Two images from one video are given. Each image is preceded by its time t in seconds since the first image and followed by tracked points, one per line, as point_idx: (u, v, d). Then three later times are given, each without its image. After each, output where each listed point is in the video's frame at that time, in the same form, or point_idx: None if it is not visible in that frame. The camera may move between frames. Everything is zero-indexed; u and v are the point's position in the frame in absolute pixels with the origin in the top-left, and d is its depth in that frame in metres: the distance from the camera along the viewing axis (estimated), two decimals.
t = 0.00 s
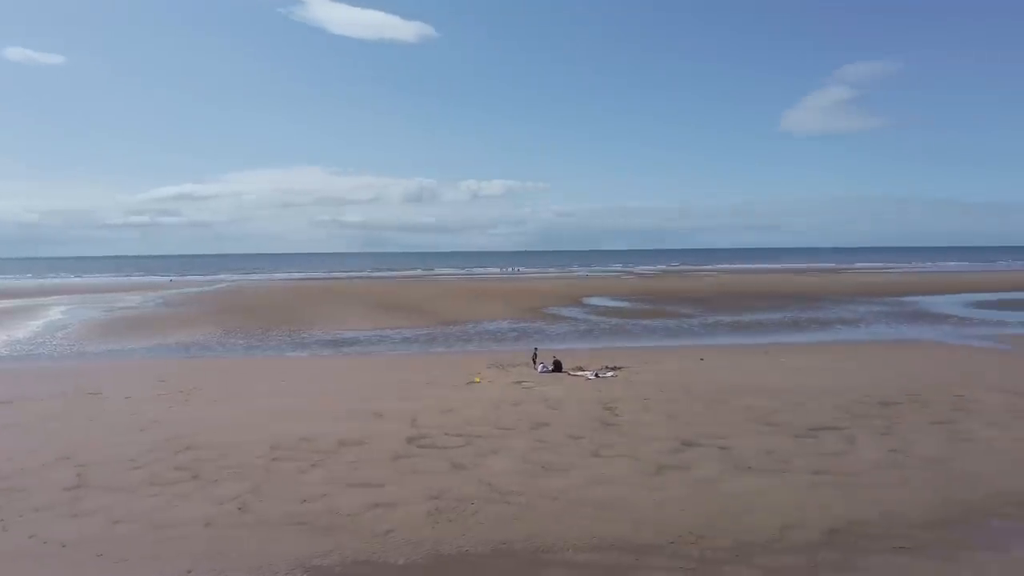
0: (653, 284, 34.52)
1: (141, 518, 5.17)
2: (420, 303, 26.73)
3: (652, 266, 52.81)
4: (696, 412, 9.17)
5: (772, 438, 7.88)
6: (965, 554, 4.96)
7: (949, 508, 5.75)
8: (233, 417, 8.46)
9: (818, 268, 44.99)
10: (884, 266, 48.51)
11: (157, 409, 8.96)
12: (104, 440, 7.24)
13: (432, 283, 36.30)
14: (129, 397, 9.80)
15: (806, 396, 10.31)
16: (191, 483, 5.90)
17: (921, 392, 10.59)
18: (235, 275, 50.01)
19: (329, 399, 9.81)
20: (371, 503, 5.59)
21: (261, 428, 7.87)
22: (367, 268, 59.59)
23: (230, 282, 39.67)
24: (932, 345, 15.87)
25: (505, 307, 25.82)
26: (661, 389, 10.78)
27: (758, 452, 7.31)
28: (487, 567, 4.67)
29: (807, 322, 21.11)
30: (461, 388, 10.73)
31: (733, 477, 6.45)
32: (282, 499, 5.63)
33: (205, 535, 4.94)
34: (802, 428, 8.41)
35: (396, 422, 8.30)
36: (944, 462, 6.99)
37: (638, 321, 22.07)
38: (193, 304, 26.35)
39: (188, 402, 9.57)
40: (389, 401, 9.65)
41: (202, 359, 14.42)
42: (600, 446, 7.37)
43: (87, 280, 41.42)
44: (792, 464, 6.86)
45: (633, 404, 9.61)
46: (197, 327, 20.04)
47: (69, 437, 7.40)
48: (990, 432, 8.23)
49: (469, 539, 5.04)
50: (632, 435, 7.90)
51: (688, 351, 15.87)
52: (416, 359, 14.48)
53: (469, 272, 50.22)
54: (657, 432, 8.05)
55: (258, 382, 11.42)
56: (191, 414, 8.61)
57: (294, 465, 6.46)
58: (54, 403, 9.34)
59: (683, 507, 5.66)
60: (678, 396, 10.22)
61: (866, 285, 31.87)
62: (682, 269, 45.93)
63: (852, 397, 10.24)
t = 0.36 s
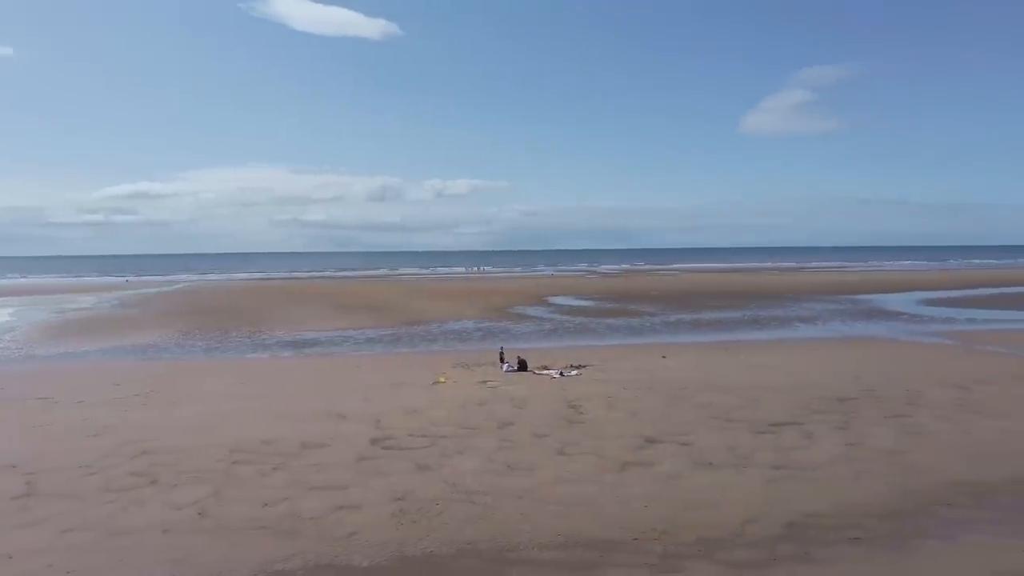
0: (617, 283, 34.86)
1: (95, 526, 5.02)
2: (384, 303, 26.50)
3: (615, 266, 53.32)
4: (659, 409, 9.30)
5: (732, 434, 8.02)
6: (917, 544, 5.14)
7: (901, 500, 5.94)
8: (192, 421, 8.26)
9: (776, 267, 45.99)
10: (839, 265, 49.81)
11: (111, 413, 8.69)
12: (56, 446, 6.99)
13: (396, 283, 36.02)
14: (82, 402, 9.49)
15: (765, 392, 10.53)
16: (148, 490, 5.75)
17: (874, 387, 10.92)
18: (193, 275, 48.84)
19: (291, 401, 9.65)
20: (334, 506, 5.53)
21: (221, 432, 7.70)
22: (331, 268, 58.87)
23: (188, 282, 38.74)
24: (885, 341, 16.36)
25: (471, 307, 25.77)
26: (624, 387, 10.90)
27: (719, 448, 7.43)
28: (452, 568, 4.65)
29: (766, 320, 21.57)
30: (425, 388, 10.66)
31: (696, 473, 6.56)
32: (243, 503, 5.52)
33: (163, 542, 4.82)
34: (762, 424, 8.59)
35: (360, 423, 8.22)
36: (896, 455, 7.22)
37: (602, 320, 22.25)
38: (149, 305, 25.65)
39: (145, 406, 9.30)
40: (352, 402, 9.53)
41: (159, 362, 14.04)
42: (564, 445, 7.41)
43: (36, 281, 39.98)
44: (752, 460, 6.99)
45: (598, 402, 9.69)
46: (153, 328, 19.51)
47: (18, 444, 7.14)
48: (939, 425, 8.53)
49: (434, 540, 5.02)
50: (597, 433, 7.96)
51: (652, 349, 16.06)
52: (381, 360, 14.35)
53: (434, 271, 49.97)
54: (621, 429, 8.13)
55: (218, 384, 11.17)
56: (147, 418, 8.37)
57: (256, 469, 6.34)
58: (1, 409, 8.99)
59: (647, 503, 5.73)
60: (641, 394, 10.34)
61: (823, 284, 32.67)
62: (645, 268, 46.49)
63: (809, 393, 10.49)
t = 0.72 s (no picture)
0: (578, 283, 35.01)
1: (39, 538, 4.79)
2: (344, 304, 26.08)
3: (577, 266, 53.59)
4: (620, 407, 9.34)
5: (690, 431, 8.11)
6: (869, 535, 5.26)
7: (853, 494, 6.09)
8: (143, 427, 7.97)
9: (733, 267, 46.87)
10: (794, 265, 51.00)
11: (56, 420, 8.33)
12: None
13: (356, 283, 35.51)
14: (24, 409, 9.06)
15: (722, 390, 10.68)
16: (97, 499, 5.52)
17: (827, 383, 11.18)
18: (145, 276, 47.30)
19: (248, 405, 9.40)
20: (292, 511, 5.39)
21: (174, 437, 7.45)
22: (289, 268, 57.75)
23: (139, 284, 37.46)
24: (837, 339, 16.77)
25: (432, 308, 25.55)
26: (585, 386, 10.92)
27: (678, 445, 7.51)
28: (413, 571, 4.58)
29: (723, 318, 21.93)
30: (385, 390, 10.51)
31: (656, 470, 6.60)
32: (197, 510, 5.35)
33: (112, 553, 4.63)
34: (719, 420, 8.70)
35: (320, 427, 8.05)
36: (848, 450, 7.40)
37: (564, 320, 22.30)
38: (98, 307, 24.72)
39: (92, 412, 8.94)
40: (311, 405, 9.34)
41: (108, 366, 13.52)
42: (525, 444, 7.38)
43: None
44: (710, 456, 7.08)
45: (559, 401, 9.69)
46: (102, 332, 18.79)
47: None
48: (888, 420, 8.77)
49: (395, 543, 4.94)
50: (557, 432, 7.95)
51: (612, 348, 16.14)
52: (340, 362, 14.09)
53: (395, 271, 49.42)
54: (582, 428, 8.15)
55: (170, 389, 10.81)
56: (95, 425, 8.05)
57: (211, 475, 6.15)
58: None
59: (609, 501, 5.74)
60: (602, 392, 10.37)
61: (778, 283, 33.36)
62: (606, 268, 46.86)
63: (764, 390, 10.68)
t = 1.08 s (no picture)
0: (531, 284, 35.07)
1: None
2: (294, 306, 25.47)
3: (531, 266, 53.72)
4: (573, 407, 9.37)
5: (642, 429, 8.19)
6: (814, 528, 5.42)
7: (799, 489, 6.27)
8: (79, 436, 7.59)
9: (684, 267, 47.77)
10: (742, 265, 52.28)
11: None
12: None
13: (306, 285, 34.74)
14: None
15: (673, 388, 10.83)
16: (28, 513, 5.23)
17: (772, 380, 11.48)
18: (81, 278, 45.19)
19: (191, 410, 9.06)
20: (238, 519, 5.21)
21: (113, 445, 7.12)
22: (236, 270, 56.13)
23: (74, 287, 35.76)
24: (783, 337, 17.24)
25: (384, 309, 25.16)
26: (538, 386, 10.93)
27: (629, 443, 7.57)
28: None
29: (674, 317, 22.28)
30: (336, 394, 10.28)
31: (609, 469, 6.64)
32: (137, 522, 5.13)
33: (46, 569, 4.39)
34: (670, 418, 8.83)
35: (267, 431, 7.83)
36: (793, 445, 7.59)
37: (517, 320, 22.29)
38: (29, 311, 23.47)
39: (23, 421, 8.46)
40: (258, 410, 9.06)
41: (40, 373, 12.84)
42: (478, 446, 7.33)
43: None
44: (661, 454, 7.16)
45: (512, 401, 9.66)
46: (34, 337, 17.85)
47: None
48: (832, 415, 9.05)
49: (346, 548, 4.83)
50: (511, 433, 7.93)
51: (565, 348, 16.21)
52: (289, 366, 13.73)
53: (346, 273, 48.57)
54: (536, 428, 8.14)
55: (108, 396, 10.33)
56: (26, 435, 7.62)
57: (153, 484, 5.90)
58: None
59: (563, 501, 5.75)
60: (555, 392, 10.40)
61: (726, 282, 34.12)
62: (560, 268, 47.12)
63: (713, 387, 10.87)
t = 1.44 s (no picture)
0: (473, 286, 35.04)
1: None
2: (228, 310, 24.66)
3: (472, 268, 53.69)
4: (513, 408, 9.41)
5: (581, 430, 8.31)
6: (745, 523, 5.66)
7: (731, 485, 6.52)
8: None
9: (622, 269, 48.70)
10: (678, 267, 53.71)
11: None
12: None
13: (241, 288, 33.69)
14: None
15: (611, 387, 11.03)
16: None
17: (706, 379, 11.84)
18: None
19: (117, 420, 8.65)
20: (168, 534, 5.06)
21: (31, 460, 6.75)
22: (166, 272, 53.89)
23: None
24: (716, 336, 17.82)
25: (322, 312, 24.65)
26: (479, 388, 10.93)
27: (568, 445, 7.67)
28: None
29: (613, 318, 22.68)
30: (272, 401, 10.01)
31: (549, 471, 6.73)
32: (58, 541, 4.89)
33: None
34: (609, 417, 8.99)
35: (199, 440, 7.56)
36: (723, 442, 7.87)
37: (459, 323, 22.23)
38: None
39: None
40: (189, 418, 8.74)
41: None
42: (419, 450, 7.28)
43: None
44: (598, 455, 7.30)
45: (453, 404, 9.64)
46: None
47: None
48: (762, 411, 9.42)
49: (282, 560, 4.73)
50: (451, 436, 7.90)
51: (507, 350, 16.27)
52: (222, 372, 13.29)
53: (283, 275, 47.34)
54: (477, 431, 8.15)
55: (23, 407, 9.75)
56: None
57: (76, 500, 5.63)
58: None
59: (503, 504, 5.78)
60: (496, 394, 10.42)
61: (662, 283, 34.94)
62: (502, 270, 47.28)
63: (650, 386, 11.12)
